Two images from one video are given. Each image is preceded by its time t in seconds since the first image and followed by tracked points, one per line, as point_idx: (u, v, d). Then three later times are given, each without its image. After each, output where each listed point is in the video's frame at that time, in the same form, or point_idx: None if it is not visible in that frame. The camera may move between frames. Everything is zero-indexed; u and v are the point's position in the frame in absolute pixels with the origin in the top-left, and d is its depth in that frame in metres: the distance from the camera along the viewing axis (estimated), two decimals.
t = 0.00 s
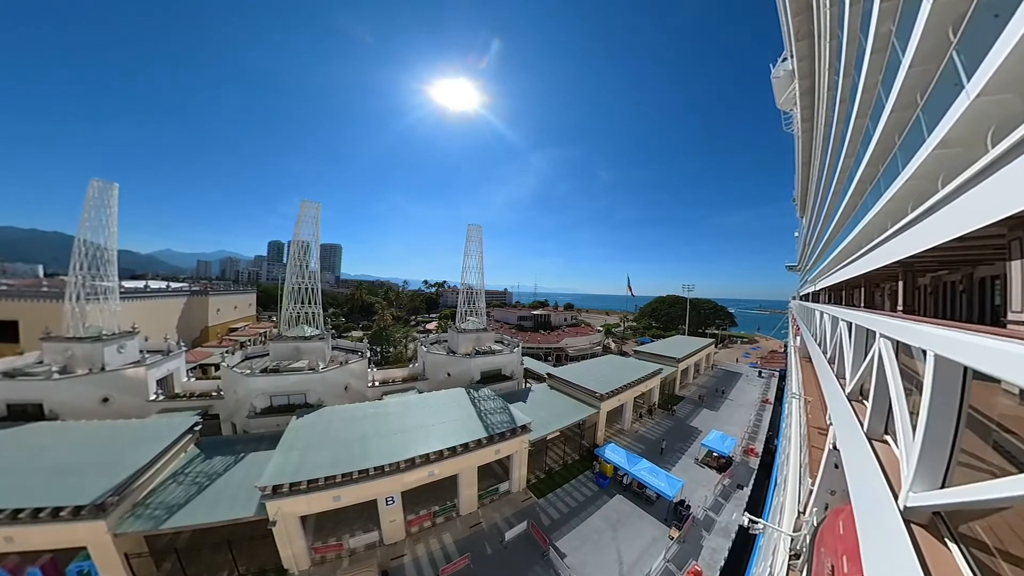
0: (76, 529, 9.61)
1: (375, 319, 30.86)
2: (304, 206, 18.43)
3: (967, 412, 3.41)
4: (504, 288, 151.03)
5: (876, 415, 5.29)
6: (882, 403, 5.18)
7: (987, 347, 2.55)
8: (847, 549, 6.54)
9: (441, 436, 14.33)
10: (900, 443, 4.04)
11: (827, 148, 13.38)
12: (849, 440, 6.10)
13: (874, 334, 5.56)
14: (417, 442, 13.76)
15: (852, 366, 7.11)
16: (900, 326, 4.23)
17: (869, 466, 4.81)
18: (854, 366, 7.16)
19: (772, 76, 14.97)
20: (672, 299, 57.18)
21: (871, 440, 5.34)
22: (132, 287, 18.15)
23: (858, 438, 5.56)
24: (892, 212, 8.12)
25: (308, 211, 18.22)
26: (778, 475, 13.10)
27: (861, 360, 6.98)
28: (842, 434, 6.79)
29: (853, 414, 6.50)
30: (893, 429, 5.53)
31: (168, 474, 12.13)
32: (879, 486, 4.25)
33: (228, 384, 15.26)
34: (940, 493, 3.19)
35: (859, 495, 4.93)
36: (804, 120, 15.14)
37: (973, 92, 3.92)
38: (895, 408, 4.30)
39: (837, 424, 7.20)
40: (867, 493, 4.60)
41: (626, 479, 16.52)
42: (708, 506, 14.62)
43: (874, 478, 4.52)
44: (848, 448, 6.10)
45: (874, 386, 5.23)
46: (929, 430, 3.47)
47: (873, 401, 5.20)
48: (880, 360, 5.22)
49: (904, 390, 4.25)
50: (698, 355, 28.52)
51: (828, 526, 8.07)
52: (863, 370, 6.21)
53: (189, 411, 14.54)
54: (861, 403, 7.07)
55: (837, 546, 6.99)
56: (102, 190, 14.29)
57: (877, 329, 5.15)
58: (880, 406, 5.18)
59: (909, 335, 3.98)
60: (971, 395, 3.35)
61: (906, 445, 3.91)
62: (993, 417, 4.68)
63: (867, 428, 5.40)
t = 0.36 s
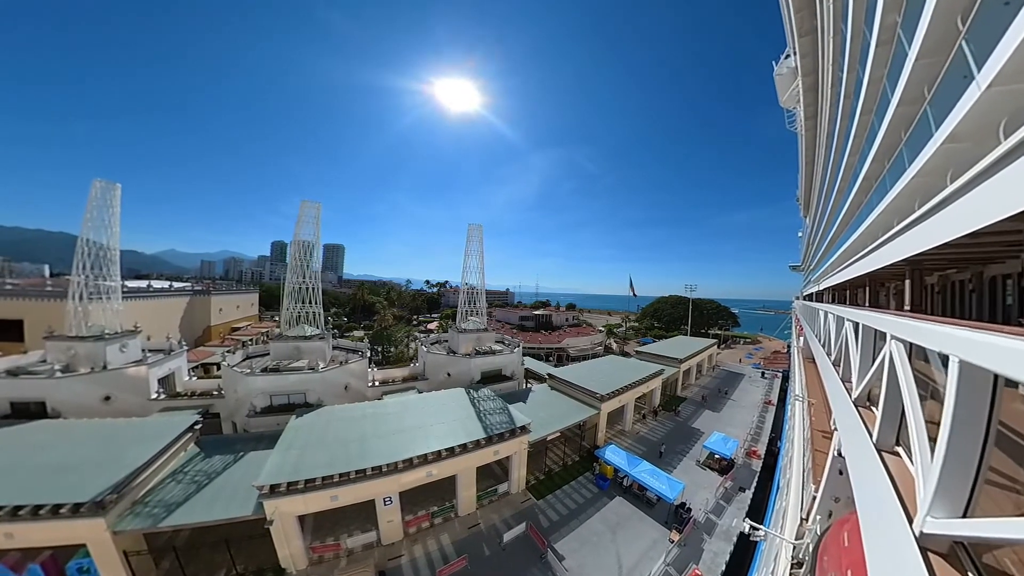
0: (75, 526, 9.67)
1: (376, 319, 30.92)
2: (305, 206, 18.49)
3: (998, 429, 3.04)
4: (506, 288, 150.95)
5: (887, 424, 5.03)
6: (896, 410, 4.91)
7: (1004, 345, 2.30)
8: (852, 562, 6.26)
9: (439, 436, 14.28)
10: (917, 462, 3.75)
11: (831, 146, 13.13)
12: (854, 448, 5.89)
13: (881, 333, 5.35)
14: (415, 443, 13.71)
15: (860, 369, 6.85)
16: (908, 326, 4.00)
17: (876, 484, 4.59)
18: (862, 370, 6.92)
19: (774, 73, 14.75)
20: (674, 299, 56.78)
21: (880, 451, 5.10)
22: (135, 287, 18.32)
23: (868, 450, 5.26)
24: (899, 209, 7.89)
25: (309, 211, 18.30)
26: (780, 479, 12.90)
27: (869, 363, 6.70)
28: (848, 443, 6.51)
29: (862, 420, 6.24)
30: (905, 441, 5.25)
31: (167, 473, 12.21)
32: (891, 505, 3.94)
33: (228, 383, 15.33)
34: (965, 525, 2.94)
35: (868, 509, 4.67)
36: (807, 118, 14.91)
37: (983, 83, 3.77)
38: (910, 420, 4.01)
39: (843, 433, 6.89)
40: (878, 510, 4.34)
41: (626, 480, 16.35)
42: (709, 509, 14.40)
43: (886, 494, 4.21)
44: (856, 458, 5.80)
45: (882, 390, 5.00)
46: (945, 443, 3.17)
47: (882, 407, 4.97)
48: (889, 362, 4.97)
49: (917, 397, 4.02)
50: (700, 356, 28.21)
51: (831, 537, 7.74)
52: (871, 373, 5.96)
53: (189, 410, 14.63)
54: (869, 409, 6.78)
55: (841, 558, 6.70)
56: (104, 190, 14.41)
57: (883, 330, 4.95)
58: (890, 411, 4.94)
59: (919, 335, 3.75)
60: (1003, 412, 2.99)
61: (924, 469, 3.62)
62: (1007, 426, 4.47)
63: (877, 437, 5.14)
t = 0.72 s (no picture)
0: (75, 523, 9.75)
1: (378, 319, 31.00)
2: (306, 205, 18.57)
3: None
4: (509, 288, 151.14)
5: (904, 434, 4.54)
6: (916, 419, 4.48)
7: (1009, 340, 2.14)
8: None
9: (437, 436, 14.19)
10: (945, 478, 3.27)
11: (836, 143, 12.86)
12: (862, 454, 5.62)
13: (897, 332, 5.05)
14: (413, 443, 13.63)
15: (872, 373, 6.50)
16: (924, 323, 3.73)
17: (882, 493, 4.37)
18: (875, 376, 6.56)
19: (778, 69, 14.49)
20: (676, 299, 56.36)
21: (897, 465, 4.58)
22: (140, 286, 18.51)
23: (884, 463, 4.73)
24: (907, 206, 7.62)
25: (309, 211, 18.35)
26: (784, 482, 12.65)
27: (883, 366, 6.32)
28: (859, 453, 6.12)
29: (877, 430, 5.70)
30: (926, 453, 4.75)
31: (168, 470, 12.29)
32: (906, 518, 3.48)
33: (229, 382, 15.41)
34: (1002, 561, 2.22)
35: (881, 524, 4.36)
36: (812, 115, 14.64)
37: (997, 69, 3.58)
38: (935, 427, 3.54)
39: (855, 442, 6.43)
40: (892, 530, 3.87)
41: (627, 482, 16.14)
42: (711, 513, 14.13)
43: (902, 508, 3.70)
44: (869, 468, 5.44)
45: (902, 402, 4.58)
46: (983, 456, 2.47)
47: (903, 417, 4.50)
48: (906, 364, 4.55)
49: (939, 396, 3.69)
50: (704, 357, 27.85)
51: (839, 549, 7.38)
52: (887, 377, 5.52)
53: (190, 408, 14.73)
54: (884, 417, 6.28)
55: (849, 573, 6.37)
56: (108, 190, 14.58)
57: (897, 329, 4.67)
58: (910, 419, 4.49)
59: (936, 332, 3.48)
60: None
61: (956, 493, 3.10)
62: None
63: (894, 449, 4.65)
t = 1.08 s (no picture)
0: (73, 521, 9.80)
1: (379, 319, 31.03)
2: (306, 205, 18.58)
3: None
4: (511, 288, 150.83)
5: (933, 452, 4.16)
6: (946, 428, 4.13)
7: None
8: None
9: (435, 437, 14.07)
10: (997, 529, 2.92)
11: (841, 139, 12.53)
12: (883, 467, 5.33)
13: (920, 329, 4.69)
14: (410, 444, 13.52)
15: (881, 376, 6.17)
16: (968, 322, 3.33)
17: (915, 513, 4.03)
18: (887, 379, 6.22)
19: (781, 65, 14.16)
20: (679, 300, 55.83)
21: (925, 485, 4.18)
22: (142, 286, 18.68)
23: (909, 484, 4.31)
24: (916, 202, 7.32)
25: (309, 210, 18.35)
26: (788, 486, 12.36)
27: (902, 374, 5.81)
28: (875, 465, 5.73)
29: (900, 443, 5.21)
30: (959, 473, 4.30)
31: (166, 469, 12.33)
32: (941, 552, 3.12)
33: (229, 381, 15.45)
34: None
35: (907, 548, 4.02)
36: (816, 112, 14.30)
37: (1022, 48, 3.32)
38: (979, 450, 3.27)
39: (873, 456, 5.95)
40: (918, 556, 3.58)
41: (627, 485, 15.89)
42: (713, 516, 13.85)
43: (934, 540, 3.29)
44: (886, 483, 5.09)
45: (933, 393, 4.26)
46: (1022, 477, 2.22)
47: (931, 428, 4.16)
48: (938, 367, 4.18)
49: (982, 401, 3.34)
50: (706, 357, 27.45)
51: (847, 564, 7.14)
52: (911, 383, 5.06)
53: (190, 407, 14.82)
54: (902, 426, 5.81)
55: None
56: (109, 190, 14.68)
57: (925, 328, 4.29)
58: (941, 434, 4.16)
59: (982, 331, 3.10)
60: None
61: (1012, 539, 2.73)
62: None
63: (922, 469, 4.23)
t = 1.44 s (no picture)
0: (73, 518, 9.89)
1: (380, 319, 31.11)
2: (306, 205, 18.66)
3: None
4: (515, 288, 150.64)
5: (958, 482, 3.61)
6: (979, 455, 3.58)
7: None
8: None
9: (433, 437, 14.02)
10: None
11: (847, 136, 12.23)
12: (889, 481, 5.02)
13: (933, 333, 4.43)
14: (408, 444, 13.49)
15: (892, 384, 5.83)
16: (986, 327, 3.08)
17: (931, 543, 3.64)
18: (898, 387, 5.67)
19: (785, 62, 13.87)
20: (682, 300, 55.27)
21: (946, 519, 3.59)
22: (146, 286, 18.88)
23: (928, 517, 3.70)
24: (925, 200, 7.03)
25: (309, 211, 18.39)
26: (791, 490, 12.11)
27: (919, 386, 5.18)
28: (883, 480, 5.41)
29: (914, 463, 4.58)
30: (987, 506, 3.74)
31: (166, 468, 12.42)
32: None
33: (230, 380, 15.56)
34: None
35: None
36: (821, 109, 14.00)
37: None
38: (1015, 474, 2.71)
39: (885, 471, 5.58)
40: None
41: (628, 487, 15.69)
42: (715, 520, 13.60)
43: None
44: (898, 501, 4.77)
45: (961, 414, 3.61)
46: None
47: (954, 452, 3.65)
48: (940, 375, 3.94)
49: None
50: (709, 358, 27.09)
51: None
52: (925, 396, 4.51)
53: (192, 406, 14.94)
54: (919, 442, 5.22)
55: None
56: (112, 191, 14.84)
57: (941, 331, 4.02)
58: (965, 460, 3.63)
59: (1002, 340, 2.84)
60: None
61: None
62: None
63: (942, 499, 3.63)
